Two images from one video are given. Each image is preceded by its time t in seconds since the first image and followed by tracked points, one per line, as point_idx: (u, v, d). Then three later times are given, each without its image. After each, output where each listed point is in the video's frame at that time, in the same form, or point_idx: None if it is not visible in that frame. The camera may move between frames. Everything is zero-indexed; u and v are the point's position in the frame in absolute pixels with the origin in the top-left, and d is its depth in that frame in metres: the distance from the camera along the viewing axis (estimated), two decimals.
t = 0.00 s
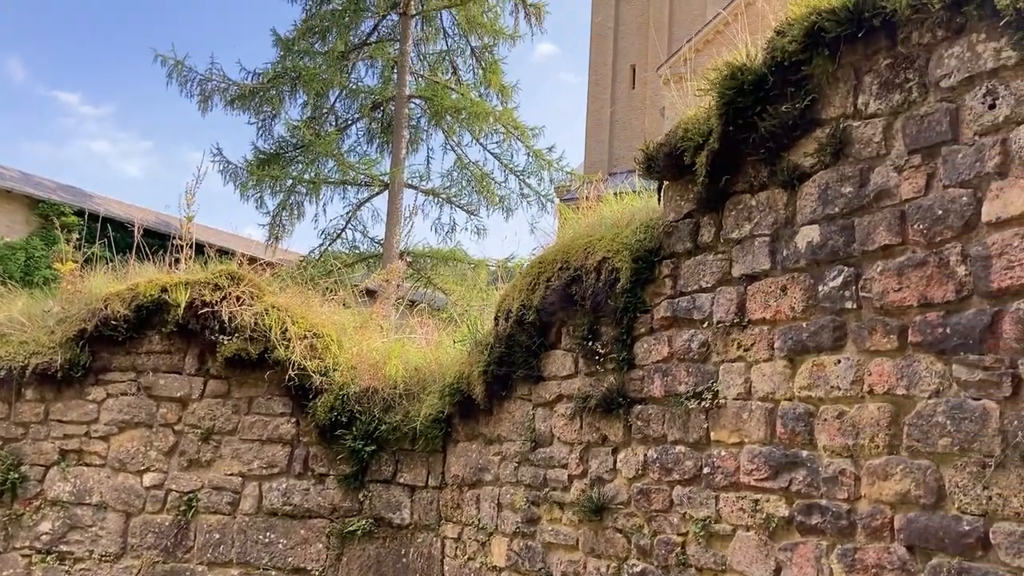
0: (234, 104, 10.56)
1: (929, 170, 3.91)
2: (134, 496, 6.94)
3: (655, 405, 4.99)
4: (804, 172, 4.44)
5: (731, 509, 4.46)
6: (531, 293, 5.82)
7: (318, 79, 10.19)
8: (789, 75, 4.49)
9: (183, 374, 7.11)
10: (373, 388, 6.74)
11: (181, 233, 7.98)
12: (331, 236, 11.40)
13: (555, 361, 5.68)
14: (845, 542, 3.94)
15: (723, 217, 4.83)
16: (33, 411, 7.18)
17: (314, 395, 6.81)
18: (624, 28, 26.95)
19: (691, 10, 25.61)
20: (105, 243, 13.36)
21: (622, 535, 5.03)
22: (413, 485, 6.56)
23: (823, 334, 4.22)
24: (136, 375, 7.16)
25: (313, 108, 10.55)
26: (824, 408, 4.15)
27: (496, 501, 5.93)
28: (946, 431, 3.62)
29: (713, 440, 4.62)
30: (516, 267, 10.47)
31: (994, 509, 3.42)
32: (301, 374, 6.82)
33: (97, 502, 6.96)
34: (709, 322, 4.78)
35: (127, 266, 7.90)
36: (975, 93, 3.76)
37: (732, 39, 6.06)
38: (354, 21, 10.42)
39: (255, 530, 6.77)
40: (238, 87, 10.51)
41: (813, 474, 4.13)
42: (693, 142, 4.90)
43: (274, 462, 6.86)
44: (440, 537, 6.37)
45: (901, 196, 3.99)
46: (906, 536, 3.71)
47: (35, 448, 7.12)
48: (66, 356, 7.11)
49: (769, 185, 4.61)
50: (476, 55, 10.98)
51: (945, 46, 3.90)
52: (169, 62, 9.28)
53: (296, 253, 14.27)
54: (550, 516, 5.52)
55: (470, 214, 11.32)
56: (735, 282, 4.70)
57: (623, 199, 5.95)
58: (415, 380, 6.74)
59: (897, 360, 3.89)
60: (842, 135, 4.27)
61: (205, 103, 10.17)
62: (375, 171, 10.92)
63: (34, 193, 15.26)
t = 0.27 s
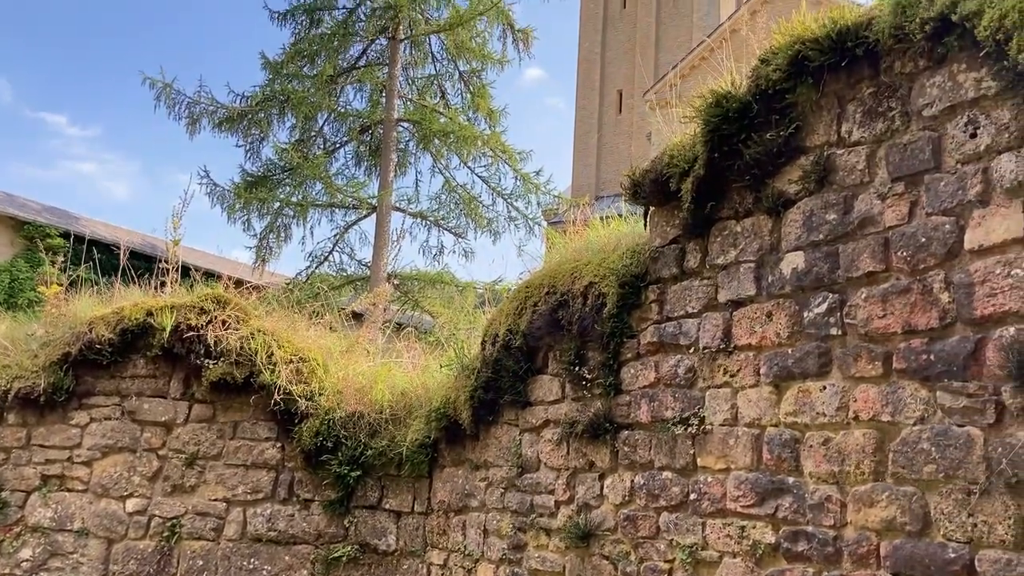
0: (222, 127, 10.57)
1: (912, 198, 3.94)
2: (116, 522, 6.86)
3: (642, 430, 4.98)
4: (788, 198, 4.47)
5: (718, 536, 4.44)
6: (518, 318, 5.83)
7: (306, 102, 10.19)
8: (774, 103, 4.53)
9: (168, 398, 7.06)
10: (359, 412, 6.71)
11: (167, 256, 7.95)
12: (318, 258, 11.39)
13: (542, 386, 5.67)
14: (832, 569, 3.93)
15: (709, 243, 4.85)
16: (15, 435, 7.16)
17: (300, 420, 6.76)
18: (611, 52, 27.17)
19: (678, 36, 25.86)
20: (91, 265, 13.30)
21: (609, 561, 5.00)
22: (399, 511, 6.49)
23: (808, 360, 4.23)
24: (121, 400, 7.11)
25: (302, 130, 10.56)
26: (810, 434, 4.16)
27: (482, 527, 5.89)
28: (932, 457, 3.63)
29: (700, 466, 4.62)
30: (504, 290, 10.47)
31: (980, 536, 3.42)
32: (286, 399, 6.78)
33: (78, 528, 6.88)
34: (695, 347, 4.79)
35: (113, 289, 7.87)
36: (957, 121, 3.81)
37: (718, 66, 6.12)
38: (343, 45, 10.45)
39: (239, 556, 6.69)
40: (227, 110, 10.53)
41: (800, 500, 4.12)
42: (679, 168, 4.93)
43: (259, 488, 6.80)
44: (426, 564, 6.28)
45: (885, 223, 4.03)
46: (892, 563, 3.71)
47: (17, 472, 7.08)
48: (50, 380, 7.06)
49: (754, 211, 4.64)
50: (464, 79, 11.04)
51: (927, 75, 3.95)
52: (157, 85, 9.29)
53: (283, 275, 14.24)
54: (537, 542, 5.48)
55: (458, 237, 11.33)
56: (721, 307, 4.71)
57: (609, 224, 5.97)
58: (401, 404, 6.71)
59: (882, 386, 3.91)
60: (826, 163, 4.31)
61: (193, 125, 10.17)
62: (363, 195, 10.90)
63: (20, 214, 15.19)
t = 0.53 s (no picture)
0: (212, 149, 10.56)
1: (899, 225, 3.97)
2: (100, 548, 6.78)
3: (632, 456, 4.96)
4: (776, 225, 4.50)
5: (708, 563, 4.42)
6: (508, 342, 5.83)
7: (297, 125, 10.19)
8: (761, 130, 4.57)
9: (155, 423, 7.01)
10: (347, 438, 6.67)
11: (155, 279, 7.92)
12: (307, 281, 11.36)
13: (532, 411, 5.66)
14: None
15: (698, 268, 4.87)
16: None
17: (288, 445, 6.72)
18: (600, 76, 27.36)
19: (665, 61, 26.10)
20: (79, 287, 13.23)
21: None
22: (387, 537, 6.40)
23: (797, 387, 4.23)
24: (107, 424, 7.05)
25: (292, 153, 10.57)
26: (800, 461, 4.16)
27: (471, 554, 5.84)
28: (921, 484, 3.63)
29: (689, 492, 4.60)
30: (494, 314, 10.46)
31: (969, 564, 3.42)
32: (274, 424, 6.74)
33: (62, 555, 6.80)
34: (685, 373, 4.79)
35: (100, 313, 7.82)
36: (943, 150, 3.85)
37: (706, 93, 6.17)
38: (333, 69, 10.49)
39: None
40: (216, 132, 10.54)
41: (790, 527, 4.11)
42: (668, 194, 4.96)
43: (246, 513, 6.74)
44: None
45: (872, 250, 4.05)
46: None
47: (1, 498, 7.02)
48: (35, 405, 7.01)
49: (742, 237, 4.66)
50: (454, 103, 11.09)
51: (913, 104, 3.99)
52: (147, 108, 9.29)
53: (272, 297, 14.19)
54: (526, 569, 5.44)
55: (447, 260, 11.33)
56: (710, 333, 4.72)
57: (599, 249, 5.99)
58: (389, 429, 6.66)
59: (871, 413, 3.91)
60: (814, 190, 4.35)
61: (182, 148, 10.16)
62: (353, 217, 10.89)
63: (7, 236, 15.11)
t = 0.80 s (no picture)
0: (204, 171, 10.55)
1: (890, 251, 3.99)
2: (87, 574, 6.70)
3: (624, 481, 4.94)
4: (768, 250, 4.51)
5: None
6: (500, 366, 5.82)
7: (289, 147, 10.23)
8: (752, 156, 4.60)
9: (144, 447, 6.95)
10: (338, 462, 6.62)
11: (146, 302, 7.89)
12: (298, 302, 11.33)
13: (523, 436, 5.64)
14: None
15: (690, 293, 4.87)
16: None
17: (278, 469, 6.67)
18: (591, 101, 27.39)
19: (656, 86, 26.29)
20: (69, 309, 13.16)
21: None
22: (377, 562, 6.32)
23: (790, 412, 4.23)
24: (96, 448, 7.00)
25: (284, 175, 10.59)
26: (792, 486, 4.15)
27: None
28: (914, 510, 3.62)
29: (682, 518, 4.58)
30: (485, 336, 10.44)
31: None
32: (264, 449, 6.70)
33: None
34: (677, 398, 4.79)
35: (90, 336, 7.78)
36: (933, 177, 3.87)
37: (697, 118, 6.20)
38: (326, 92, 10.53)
39: None
40: (208, 155, 10.54)
41: (783, 553, 4.09)
42: (660, 219, 4.97)
43: (235, 538, 6.68)
44: None
45: (863, 276, 4.07)
46: None
47: None
48: (22, 429, 6.96)
49: (734, 262, 4.67)
50: (447, 126, 11.13)
51: (902, 131, 4.02)
52: (139, 130, 9.29)
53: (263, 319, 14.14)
54: None
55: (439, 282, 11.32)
56: (702, 357, 4.72)
57: (591, 273, 5.99)
58: (380, 454, 6.60)
59: (863, 438, 3.91)
60: (805, 215, 4.37)
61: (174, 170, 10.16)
62: (344, 240, 10.87)
63: None
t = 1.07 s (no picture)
0: (197, 193, 10.54)
1: (883, 275, 4.00)
2: None
3: (618, 506, 4.92)
4: (761, 274, 4.53)
5: None
6: (494, 389, 5.81)
7: (283, 169, 10.24)
8: (745, 181, 4.62)
9: (134, 470, 6.89)
10: (330, 486, 6.58)
11: (138, 324, 7.85)
12: (291, 324, 11.30)
13: (517, 460, 5.61)
14: None
15: (684, 316, 4.88)
16: None
17: (270, 493, 6.63)
18: (584, 122, 27.61)
19: (648, 109, 26.48)
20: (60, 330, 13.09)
21: None
22: None
23: (784, 436, 4.23)
24: (86, 472, 6.94)
25: (277, 197, 10.59)
26: (787, 511, 4.13)
27: None
28: (909, 535, 3.61)
29: (677, 543, 4.56)
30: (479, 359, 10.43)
31: None
32: (256, 472, 6.65)
33: None
34: (671, 422, 4.78)
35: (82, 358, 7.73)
36: (925, 202, 3.90)
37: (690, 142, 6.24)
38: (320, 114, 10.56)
39: None
40: (202, 176, 10.53)
41: None
42: (653, 243, 4.98)
43: (226, 563, 6.61)
44: None
45: (857, 300, 4.08)
46: None
47: None
48: (12, 452, 6.90)
49: (727, 286, 4.68)
50: (440, 148, 11.16)
51: (894, 156, 4.05)
52: (133, 151, 9.28)
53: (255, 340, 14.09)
54: None
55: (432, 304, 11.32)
56: (696, 381, 4.72)
57: (585, 296, 6.00)
58: (373, 477, 6.56)
59: (857, 463, 3.91)
60: (798, 240, 4.39)
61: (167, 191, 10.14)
62: (337, 261, 10.88)
63: None
